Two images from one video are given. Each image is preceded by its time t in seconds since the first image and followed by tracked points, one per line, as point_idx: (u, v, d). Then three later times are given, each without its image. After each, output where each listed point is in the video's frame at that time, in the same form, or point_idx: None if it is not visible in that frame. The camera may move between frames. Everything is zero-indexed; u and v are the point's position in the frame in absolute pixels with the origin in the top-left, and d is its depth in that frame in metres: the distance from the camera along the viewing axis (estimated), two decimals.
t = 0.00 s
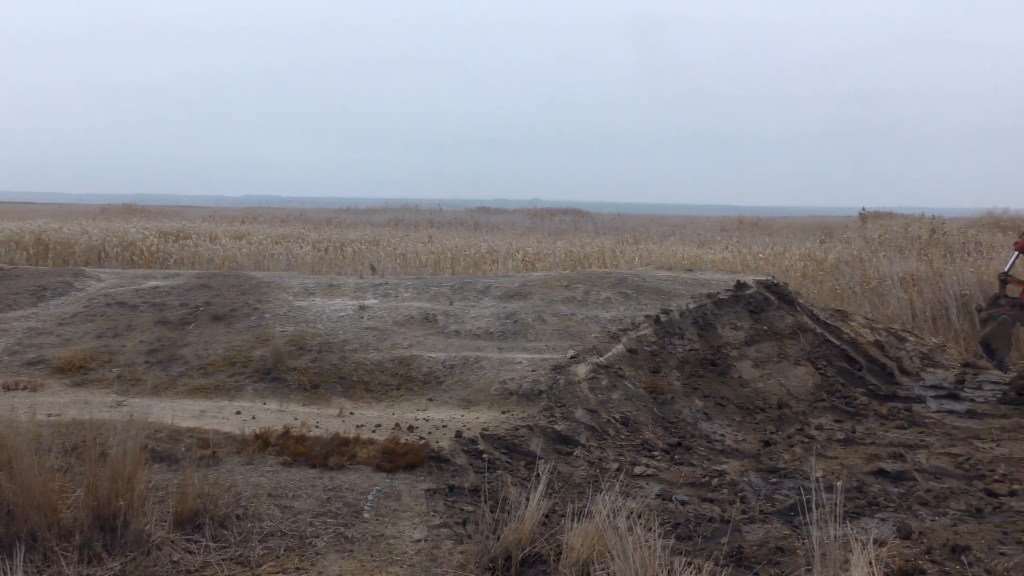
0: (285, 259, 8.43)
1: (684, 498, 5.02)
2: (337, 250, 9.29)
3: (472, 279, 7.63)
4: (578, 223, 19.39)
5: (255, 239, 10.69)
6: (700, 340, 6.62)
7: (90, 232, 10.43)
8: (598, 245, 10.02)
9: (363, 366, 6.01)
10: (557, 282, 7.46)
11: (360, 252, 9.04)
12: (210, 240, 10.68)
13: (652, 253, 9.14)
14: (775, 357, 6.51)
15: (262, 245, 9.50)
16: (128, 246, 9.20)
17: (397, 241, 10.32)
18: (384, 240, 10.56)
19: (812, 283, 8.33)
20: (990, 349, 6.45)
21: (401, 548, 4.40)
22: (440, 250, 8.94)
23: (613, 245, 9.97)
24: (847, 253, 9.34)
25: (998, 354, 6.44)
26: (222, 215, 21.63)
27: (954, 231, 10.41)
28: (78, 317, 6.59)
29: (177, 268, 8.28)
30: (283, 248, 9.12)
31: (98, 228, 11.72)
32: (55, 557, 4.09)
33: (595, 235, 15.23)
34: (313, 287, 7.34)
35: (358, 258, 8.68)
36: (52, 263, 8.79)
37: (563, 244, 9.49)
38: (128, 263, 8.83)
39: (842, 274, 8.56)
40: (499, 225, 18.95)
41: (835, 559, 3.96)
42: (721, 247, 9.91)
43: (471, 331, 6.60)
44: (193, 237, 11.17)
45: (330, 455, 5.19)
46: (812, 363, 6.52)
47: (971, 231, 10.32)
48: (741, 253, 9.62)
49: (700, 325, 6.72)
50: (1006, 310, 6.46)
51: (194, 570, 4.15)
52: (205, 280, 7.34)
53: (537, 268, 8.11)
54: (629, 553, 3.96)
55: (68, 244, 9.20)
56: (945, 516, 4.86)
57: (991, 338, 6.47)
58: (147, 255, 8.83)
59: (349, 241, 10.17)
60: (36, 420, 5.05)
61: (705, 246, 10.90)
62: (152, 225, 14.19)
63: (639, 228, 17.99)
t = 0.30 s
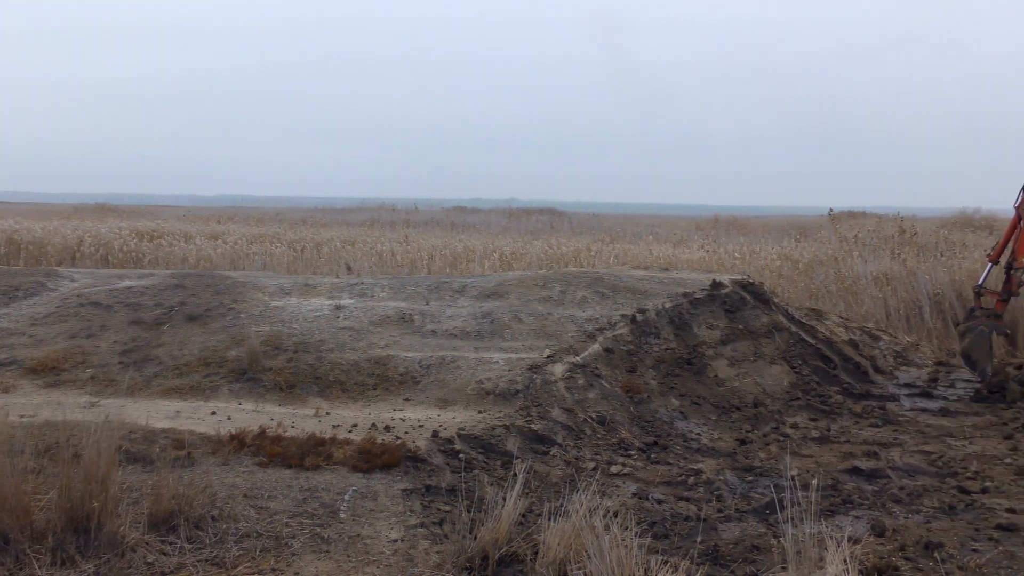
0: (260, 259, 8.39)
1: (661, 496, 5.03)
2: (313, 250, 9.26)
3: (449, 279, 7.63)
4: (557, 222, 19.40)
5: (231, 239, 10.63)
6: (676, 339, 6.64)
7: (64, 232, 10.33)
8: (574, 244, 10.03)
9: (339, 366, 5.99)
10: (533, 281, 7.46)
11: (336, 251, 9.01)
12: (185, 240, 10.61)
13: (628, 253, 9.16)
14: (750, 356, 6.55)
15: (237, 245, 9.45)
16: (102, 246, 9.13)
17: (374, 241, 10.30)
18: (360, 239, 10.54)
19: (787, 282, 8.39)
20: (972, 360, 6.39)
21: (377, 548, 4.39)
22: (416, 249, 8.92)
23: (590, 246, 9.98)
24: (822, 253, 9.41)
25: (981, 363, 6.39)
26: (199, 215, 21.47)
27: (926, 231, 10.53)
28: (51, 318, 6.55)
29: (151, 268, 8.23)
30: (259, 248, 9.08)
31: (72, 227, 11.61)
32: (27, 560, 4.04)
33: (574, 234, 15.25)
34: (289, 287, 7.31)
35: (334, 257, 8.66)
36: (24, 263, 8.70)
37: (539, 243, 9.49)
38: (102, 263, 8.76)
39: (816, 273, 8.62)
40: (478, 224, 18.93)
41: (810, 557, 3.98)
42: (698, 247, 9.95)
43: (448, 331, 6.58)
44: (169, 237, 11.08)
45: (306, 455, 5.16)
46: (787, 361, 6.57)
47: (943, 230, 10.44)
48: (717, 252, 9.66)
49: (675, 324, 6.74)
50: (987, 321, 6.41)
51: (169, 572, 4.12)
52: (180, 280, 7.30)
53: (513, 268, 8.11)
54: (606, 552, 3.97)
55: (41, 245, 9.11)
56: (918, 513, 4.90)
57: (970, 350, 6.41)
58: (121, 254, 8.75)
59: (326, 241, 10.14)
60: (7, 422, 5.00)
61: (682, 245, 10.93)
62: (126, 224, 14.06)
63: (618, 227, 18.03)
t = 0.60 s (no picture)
0: (236, 259, 8.36)
1: (638, 495, 5.04)
2: (290, 250, 9.22)
3: (426, 279, 7.62)
4: (537, 222, 19.40)
5: (208, 238, 10.55)
6: (653, 339, 6.66)
7: (37, 231, 10.22)
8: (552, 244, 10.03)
9: (316, 366, 5.97)
10: (510, 281, 7.45)
11: (313, 251, 8.98)
12: (161, 240, 10.54)
13: (605, 253, 9.18)
14: (727, 355, 6.59)
15: (213, 244, 9.40)
16: (76, 246, 9.05)
17: (351, 241, 10.27)
18: (337, 238, 10.50)
19: (764, 282, 8.45)
20: (955, 370, 6.25)
21: (355, 549, 4.37)
22: (393, 249, 8.91)
23: (568, 245, 9.99)
24: (799, 252, 9.46)
25: (964, 373, 6.25)
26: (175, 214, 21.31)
27: (901, 230, 10.62)
28: (24, 318, 6.49)
29: (126, 267, 8.17)
30: (235, 248, 9.04)
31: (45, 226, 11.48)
32: None
33: (553, 234, 15.27)
34: (266, 287, 7.29)
35: (310, 257, 8.63)
36: None
37: (517, 243, 9.50)
38: (76, 263, 8.69)
39: (792, 273, 8.68)
40: (460, 224, 18.89)
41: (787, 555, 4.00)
42: (675, 247, 9.98)
43: (425, 331, 6.57)
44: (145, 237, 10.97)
45: (283, 455, 5.13)
46: (763, 360, 6.60)
47: (918, 230, 10.53)
48: (695, 252, 9.70)
49: (653, 324, 6.76)
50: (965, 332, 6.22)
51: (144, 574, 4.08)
52: (156, 280, 7.26)
53: (491, 267, 8.11)
54: (583, 551, 3.98)
55: (14, 244, 9.02)
56: (894, 510, 4.94)
57: (952, 361, 6.27)
58: (96, 254, 8.68)
59: (303, 241, 10.10)
60: None
61: (660, 245, 10.96)
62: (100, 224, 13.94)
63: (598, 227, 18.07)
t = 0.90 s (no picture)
0: (212, 258, 8.31)
1: (616, 495, 5.05)
2: (267, 249, 9.19)
3: (403, 278, 7.60)
4: (518, 221, 19.39)
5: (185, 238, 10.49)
6: (630, 338, 6.67)
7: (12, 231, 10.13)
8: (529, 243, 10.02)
9: (293, 366, 5.95)
10: (488, 281, 7.44)
11: (289, 250, 8.94)
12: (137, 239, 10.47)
13: (583, 252, 9.19)
14: (704, 354, 6.62)
15: (189, 244, 9.35)
16: (50, 246, 8.98)
17: (329, 240, 10.23)
18: (313, 238, 10.47)
19: (740, 282, 8.49)
20: (938, 375, 6.31)
21: (332, 549, 4.36)
22: (370, 249, 8.89)
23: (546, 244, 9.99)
24: (776, 252, 9.50)
25: (947, 378, 6.31)
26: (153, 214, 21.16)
27: (878, 229, 10.68)
28: None
29: (100, 267, 8.11)
30: (211, 248, 8.99)
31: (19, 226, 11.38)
32: None
33: (533, 233, 15.26)
34: (242, 287, 7.26)
35: (286, 257, 8.60)
36: None
37: (495, 243, 9.49)
38: (50, 263, 8.61)
39: (769, 272, 8.73)
40: (442, 224, 18.84)
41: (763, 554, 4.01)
42: (652, 248, 10.00)
43: (402, 330, 6.55)
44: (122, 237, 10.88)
45: (260, 456, 5.10)
46: (740, 359, 6.63)
47: (895, 229, 10.61)
48: (673, 252, 9.73)
49: (630, 323, 6.77)
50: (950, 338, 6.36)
51: None
52: (131, 279, 7.21)
53: (468, 267, 8.10)
54: (560, 551, 3.99)
55: None
56: (870, 508, 4.97)
57: (935, 366, 6.35)
58: (71, 254, 8.61)
59: (280, 240, 10.06)
60: None
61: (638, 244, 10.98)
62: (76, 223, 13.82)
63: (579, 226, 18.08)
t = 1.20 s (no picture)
0: (188, 258, 8.28)
1: (594, 494, 5.06)
2: (244, 250, 9.15)
3: (380, 278, 7.60)
4: (499, 221, 19.40)
5: (162, 238, 10.43)
6: (608, 337, 6.69)
7: None
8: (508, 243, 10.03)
9: (270, 367, 5.92)
10: (465, 280, 7.44)
11: (266, 250, 8.91)
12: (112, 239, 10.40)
13: (561, 252, 9.21)
14: (681, 353, 6.65)
15: (166, 244, 9.30)
16: (25, 247, 8.91)
17: (307, 240, 10.20)
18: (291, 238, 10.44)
19: (717, 282, 8.55)
20: (926, 376, 6.40)
21: (309, 550, 4.34)
22: (348, 249, 8.88)
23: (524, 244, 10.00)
24: (754, 251, 9.55)
25: (935, 378, 6.39)
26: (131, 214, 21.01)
27: (855, 228, 10.75)
28: None
29: (75, 267, 8.06)
30: (187, 248, 8.96)
31: None
32: None
33: (514, 233, 15.27)
34: (218, 287, 7.23)
35: (263, 257, 8.58)
36: None
37: (473, 243, 9.50)
38: (24, 263, 8.54)
39: (747, 272, 8.77)
40: (423, 223, 18.82)
41: (740, 552, 4.03)
42: (630, 247, 10.03)
43: (379, 330, 6.54)
44: (99, 237, 10.81)
45: (237, 456, 5.08)
46: (717, 359, 6.67)
47: (871, 229, 10.70)
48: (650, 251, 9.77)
49: (607, 323, 6.78)
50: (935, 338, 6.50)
51: None
52: (106, 280, 7.17)
53: (446, 266, 8.10)
54: (539, 550, 3.99)
55: None
56: (846, 506, 5.00)
57: (922, 367, 6.42)
58: (46, 254, 8.55)
59: (258, 240, 10.02)
60: None
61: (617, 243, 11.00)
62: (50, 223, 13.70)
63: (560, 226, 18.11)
